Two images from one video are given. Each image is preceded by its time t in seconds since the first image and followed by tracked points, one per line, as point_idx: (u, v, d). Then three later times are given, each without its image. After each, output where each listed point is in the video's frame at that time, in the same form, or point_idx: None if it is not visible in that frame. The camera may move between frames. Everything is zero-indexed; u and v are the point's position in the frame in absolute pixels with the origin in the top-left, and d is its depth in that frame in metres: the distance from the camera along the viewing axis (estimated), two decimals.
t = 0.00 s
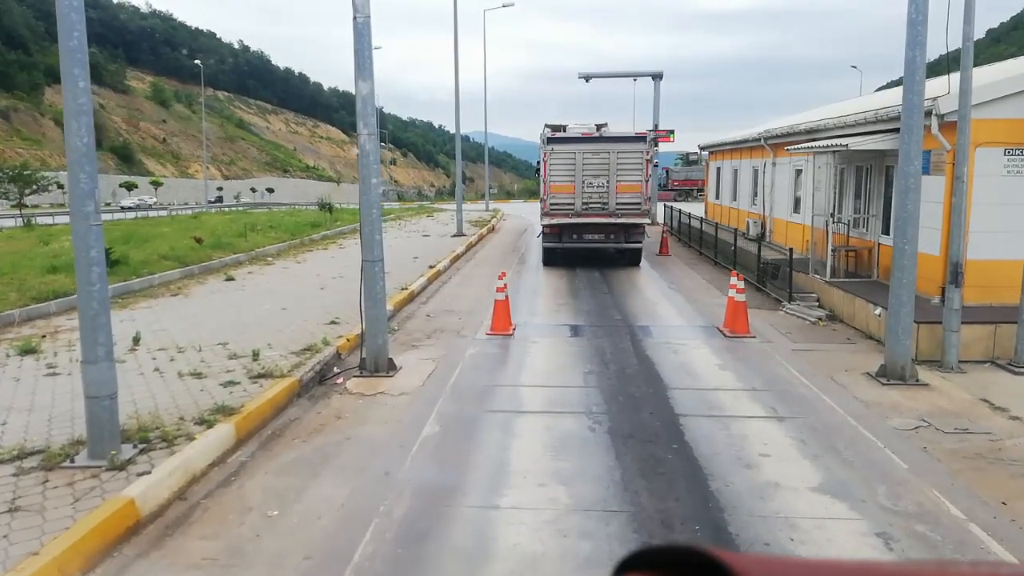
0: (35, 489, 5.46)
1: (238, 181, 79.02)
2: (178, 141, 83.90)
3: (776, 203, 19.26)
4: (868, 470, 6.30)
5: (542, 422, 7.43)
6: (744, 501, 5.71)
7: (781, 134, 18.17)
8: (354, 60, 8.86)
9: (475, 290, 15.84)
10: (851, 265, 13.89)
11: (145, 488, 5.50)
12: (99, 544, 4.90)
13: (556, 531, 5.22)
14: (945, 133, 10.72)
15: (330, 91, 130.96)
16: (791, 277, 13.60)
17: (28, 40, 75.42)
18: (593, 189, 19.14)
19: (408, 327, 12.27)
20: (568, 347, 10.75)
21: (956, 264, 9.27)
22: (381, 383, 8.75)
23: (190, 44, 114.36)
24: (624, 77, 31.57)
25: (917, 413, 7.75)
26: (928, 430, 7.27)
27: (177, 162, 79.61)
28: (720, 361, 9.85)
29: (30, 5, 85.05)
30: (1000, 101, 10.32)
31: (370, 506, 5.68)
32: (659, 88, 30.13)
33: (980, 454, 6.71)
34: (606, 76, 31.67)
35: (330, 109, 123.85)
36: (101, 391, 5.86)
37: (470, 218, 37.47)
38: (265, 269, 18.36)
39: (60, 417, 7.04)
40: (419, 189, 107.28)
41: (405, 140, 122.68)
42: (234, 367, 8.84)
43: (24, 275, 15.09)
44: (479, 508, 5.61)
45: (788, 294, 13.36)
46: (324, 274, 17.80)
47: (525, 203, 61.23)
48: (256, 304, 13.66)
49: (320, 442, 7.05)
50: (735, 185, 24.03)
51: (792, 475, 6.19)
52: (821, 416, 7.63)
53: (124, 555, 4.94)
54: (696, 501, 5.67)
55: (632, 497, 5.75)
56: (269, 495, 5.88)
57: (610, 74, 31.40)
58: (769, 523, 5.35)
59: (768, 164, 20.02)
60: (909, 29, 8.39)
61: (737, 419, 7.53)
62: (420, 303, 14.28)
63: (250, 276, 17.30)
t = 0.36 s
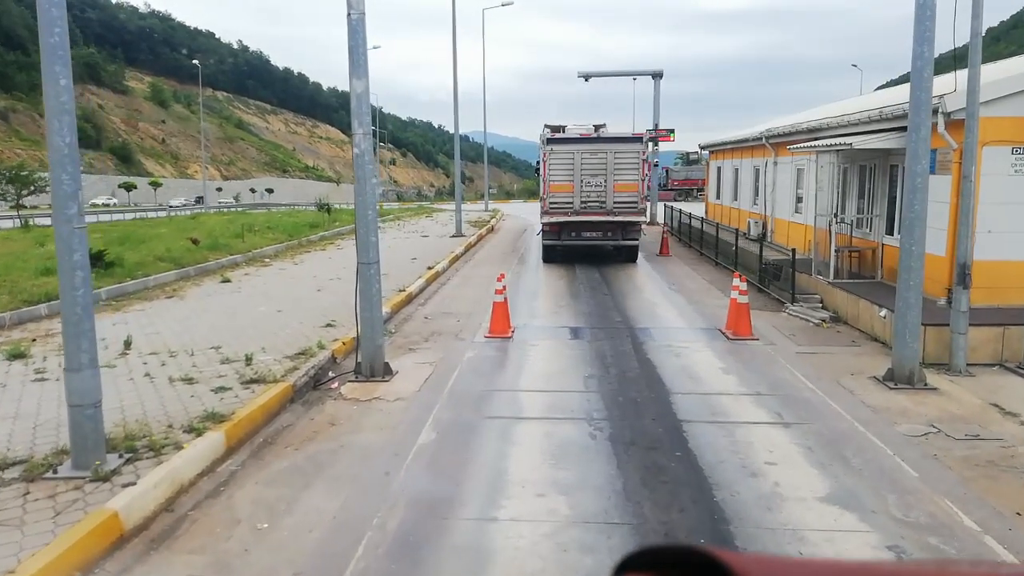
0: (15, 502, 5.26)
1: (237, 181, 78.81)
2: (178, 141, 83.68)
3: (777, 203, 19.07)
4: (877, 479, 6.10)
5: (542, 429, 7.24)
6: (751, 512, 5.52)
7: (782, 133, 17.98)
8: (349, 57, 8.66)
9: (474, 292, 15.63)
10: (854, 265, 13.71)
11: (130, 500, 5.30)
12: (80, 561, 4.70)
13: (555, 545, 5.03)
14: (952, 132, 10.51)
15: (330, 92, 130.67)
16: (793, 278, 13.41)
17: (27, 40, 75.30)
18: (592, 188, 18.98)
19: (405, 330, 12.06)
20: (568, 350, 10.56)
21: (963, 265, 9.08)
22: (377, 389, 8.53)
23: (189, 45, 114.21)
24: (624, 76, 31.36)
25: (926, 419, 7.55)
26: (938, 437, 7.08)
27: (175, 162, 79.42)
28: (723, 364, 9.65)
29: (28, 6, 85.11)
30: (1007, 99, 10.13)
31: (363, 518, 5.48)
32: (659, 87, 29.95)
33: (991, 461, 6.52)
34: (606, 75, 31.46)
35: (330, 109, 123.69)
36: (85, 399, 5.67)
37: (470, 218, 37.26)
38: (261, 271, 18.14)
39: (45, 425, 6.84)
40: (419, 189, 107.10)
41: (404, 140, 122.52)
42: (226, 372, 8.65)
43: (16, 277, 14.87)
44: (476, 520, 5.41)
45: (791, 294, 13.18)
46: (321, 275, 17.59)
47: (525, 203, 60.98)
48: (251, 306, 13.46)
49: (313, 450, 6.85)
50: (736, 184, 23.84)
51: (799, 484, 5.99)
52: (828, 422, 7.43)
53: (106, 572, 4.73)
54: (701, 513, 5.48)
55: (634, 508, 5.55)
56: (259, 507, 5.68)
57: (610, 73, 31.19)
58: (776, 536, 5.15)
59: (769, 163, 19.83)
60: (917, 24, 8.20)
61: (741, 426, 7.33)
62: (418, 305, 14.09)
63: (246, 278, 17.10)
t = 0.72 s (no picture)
0: None
1: (236, 180, 78.56)
2: (176, 139, 83.41)
3: (780, 203, 18.83)
4: (889, 491, 5.87)
5: (540, 437, 7.01)
6: (759, 526, 5.28)
7: (785, 132, 17.75)
8: (343, 53, 8.42)
9: (472, 293, 15.36)
10: (859, 266, 13.48)
11: (110, 514, 5.06)
12: None
13: (555, 562, 4.79)
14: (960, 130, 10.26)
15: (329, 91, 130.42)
16: (797, 279, 13.19)
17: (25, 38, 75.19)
18: (590, 186, 19.70)
19: (401, 332, 11.79)
20: (568, 353, 10.33)
21: (973, 267, 8.84)
22: (371, 394, 8.29)
23: (188, 44, 114.00)
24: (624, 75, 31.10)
25: (937, 426, 7.32)
26: (950, 445, 6.84)
27: (173, 161, 79.16)
28: (727, 368, 9.42)
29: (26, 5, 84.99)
30: (1017, 97, 9.88)
31: (354, 533, 5.24)
32: (659, 86, 29.73)
33: (1007, 471, 6.28)
34: (606, 74, 31.21)
35: (329, 108, 123.48)
36: (64, 408, 5.43)
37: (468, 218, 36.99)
38: (256, 271, 17.91)
39: (26, 433, 6.61)
40: (418, 188, 106.85)
41: (404, 139, 122.29)
42: (216, 377, 8.41)
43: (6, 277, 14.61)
44: (472, 535, 5.17)
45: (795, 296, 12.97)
46: (316, 276, 17.32)
47: (524, 203, 60.72)
48: (243, 308, 13.18)
49: (304, 459, 6.61)
50: (738, 184, 23.60)
51: (808, 497, 5.75)
52: (836, 430, 7.19)
53: None
54: (707, 528, 5.23)
55: (637, 522, 5.31)
56: (246, 520, 5.45)
57: (610, 72, 30.94)
58: (787, 553, 4.91)
59: (771, 163, 19.60)
60: (927, 20, 7.95)
61: (747, 433, 7.10)
62: (415, 307, 13.86)
63: (240, 278, 16.85)
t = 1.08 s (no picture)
0: None
1: (234, 180, 78.27)
2: (175, 139, 83.21)
3: (782, 204, 18.57)
4: (904, 507, 5.59)
5: (539, 448, 6.73)
6: (769, 546, 5.00)
7: (788, 132, 17.49)
8: (335, 49, 8.15)
9: (470, 295, 15.10)
10: (864, 269, 13.22)
11: (83, 534, 4.78)
12: None
13: None
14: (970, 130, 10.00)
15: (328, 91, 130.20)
16: (801, 282, 12.92)
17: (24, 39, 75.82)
18: (588, 186, 20.33)
19: (397, 336, 11.51)
20: (567, 358, 10.06)
21: (986, 270, 8.57)
22: (363, 402, 8.00)
23: (188, 44, 113.87)
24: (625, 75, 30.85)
25: (950, 436, 7.05)
26: (964, 457, 6.57)
27: (172, 160, 78.92)
28: (731, 375, 9.14)
29: (26, 4, 84.95)
30: None
31: (341, 553, 4.96)
32: (660, 86, 29.48)
33: None
34: (606, 73, 30.98)
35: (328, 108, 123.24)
36: (37, 421, 5.16)
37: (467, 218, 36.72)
38: (251, 272, 17.65)
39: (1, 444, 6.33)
40: (417, 188, 106.55)
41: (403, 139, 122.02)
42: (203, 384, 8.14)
43: None
44: (466, 556, 4.89)
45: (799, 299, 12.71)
46: (311, 277, 17.06)
47: (524, 203, 60.40)
48: (236, 311, 12.91)
49: (291, 471, 6.33)
50: (739, 184, 23.32)
51: (819, 513, 5.48)
52: (846, 441, 6.92)
53: None
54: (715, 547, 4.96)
55: (640, 541, 5.04)
56: (228, 538, 5.17)
57: (610, 72, 30.69)
58: None
59: (773, 163, 19.33)
60: (940, 15, 7.69)
61: (753, 444, 6.82)
62: (412, 309, 13.61)
63: (234, 280, 16.60)
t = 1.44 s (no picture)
0: None
1: (232, 181, 77.99)
2: (173, 139, 82.93)
3: (784, 203, 18.28)
4: (921, 526, 5.28)
5: (536, 462, 6.42)
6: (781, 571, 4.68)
7: (790, 130, 17.19)
8: (323, 46, 7.83)
9: (466, 297, 14.81)
10: (870, 271, 12.92)
11: (46, 561, 4.46)
12: None
13: None
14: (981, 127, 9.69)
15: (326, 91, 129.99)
16: (805, 284, 12.62)
17: (21, 40, 75.81)
18: (585, 185, 21.87)
19: (391, 342, 11.19)
20: (566, 365, 9.75)
21: (1000, 273, 8.27)
22: (354, 412, 7.68)
23: (186, 44, 113.61)
24: (623, 73, 30.54)
25: (966, 447, 6.74)
26: (982, 470, 6.26)
27: (170, 161, 78.65)
28: (735, 382, 8.83)
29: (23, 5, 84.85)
30: None
31: None
32: (659, 85, 29.20)
33: None
34: (604, 72, 30.67)
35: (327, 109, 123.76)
36: None
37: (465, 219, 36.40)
38: (243, 275, 17.34)
39: None
40: (415, 188, 106.27)
41: (401, 139, 121.87)
42: (186, 395, 7.82)
43: None
44: None
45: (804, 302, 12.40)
46: (304, 280, 16.75)
47: (523, 203, 60.11)
48: (226, 315, 12.59)
49: (276, 488, 6.01)
50: (739, 184, 23.01)
51: (832, 533, 5.17)
52: (858, 453, 6.62)
53: None
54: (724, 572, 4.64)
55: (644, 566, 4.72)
56: (204, 564, 4.85)
57: (609, 70, 30.37)
58: None
59: (775, 162, 19.04)
60: (952, 8, 7.37)
61: (761, 457, 6.51)
62: (407, 313, 13.31)
63: (226, 283, 16.29)
